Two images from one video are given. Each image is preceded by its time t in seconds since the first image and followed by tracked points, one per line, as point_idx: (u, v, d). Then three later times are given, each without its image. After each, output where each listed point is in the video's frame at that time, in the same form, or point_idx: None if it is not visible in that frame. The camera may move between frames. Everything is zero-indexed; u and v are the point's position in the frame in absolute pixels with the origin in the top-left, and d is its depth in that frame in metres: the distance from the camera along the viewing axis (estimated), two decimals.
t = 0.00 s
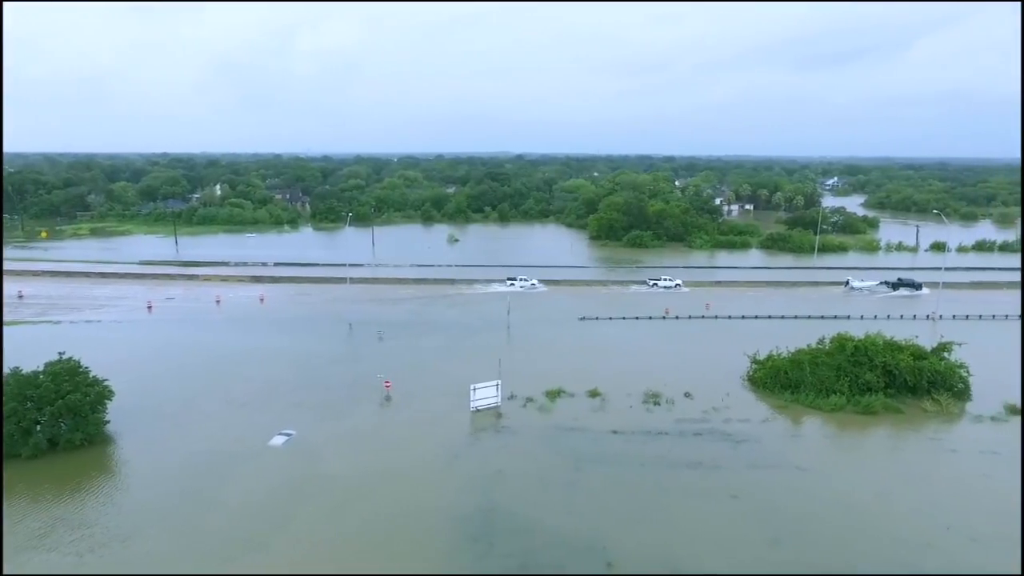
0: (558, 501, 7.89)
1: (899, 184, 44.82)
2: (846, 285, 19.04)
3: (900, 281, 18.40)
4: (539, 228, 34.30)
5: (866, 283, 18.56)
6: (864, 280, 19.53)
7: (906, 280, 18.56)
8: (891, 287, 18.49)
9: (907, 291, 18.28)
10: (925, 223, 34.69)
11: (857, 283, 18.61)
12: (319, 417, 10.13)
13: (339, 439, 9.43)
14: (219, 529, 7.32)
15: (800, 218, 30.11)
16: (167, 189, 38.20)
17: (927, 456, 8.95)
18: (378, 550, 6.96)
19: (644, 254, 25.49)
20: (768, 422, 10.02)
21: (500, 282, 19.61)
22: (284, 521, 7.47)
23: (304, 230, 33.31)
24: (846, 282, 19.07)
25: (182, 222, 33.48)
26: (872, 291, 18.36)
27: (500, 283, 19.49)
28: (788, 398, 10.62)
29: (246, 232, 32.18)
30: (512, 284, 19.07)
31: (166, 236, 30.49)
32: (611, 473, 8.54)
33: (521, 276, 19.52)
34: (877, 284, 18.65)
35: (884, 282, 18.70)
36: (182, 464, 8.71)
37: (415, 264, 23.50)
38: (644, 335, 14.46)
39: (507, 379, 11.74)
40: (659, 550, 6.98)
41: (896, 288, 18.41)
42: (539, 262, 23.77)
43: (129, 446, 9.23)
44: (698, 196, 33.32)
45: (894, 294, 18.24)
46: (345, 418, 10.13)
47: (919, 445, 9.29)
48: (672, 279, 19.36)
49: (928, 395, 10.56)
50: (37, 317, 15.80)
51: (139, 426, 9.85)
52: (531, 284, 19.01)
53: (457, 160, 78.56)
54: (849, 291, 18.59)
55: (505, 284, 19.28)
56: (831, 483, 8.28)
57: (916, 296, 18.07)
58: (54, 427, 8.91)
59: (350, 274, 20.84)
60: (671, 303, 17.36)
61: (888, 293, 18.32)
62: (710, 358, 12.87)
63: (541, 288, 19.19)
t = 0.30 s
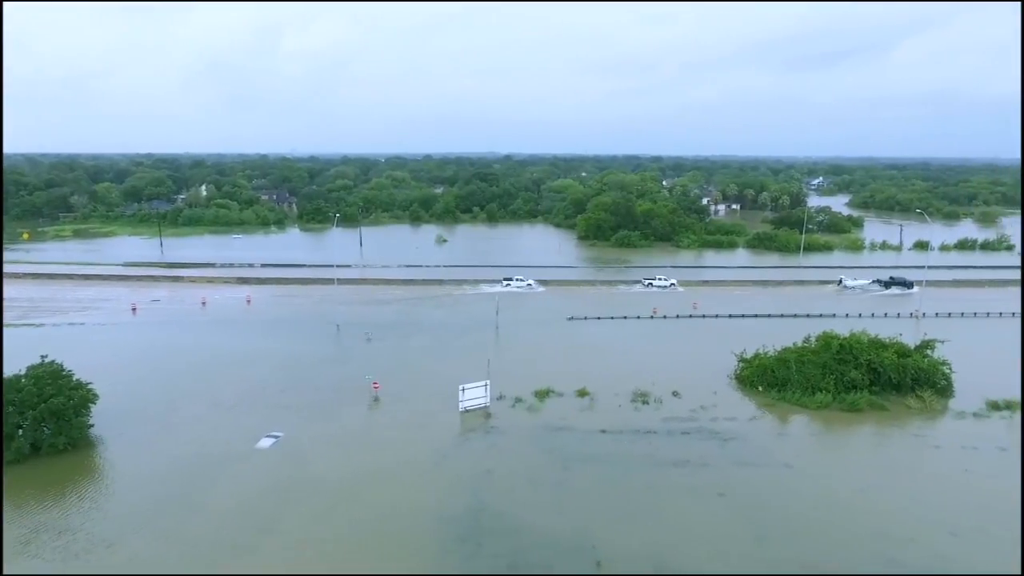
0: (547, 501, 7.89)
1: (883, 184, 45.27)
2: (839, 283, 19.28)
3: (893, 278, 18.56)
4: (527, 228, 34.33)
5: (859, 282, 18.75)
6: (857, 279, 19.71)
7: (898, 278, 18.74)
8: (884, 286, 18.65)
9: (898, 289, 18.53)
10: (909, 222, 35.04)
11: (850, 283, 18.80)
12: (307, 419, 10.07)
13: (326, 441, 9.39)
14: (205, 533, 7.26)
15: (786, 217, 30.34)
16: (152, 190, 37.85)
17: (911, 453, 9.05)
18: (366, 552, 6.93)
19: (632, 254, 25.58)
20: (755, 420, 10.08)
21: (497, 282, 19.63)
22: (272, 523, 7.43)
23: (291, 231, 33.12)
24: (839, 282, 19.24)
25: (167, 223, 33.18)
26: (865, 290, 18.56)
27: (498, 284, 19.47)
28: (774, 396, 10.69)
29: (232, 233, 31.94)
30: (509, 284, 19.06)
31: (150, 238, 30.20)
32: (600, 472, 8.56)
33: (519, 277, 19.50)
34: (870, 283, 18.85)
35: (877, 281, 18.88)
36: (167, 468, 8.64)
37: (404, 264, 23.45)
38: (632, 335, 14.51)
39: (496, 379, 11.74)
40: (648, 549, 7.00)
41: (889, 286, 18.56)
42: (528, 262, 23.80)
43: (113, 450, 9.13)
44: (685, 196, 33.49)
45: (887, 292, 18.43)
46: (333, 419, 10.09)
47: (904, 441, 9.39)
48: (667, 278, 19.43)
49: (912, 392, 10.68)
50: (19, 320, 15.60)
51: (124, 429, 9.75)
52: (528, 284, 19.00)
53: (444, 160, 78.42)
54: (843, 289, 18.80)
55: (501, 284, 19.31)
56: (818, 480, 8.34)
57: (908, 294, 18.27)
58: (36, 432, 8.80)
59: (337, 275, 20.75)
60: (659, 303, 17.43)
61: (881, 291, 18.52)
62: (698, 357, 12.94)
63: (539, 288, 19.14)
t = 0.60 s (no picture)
0: (535, 501, 7.91)
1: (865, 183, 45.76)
2: (831, 282, 19.42)
3: (884, 277, 18.74)
4: (514, 228, 34.33)
5: (851, 281, 18.97)
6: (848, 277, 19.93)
7: (889, 276, 18.90)
8: (875, 284, 18.79)
9: (890, 287, 18.71)
10: (891, 221, 35.43)
11: (842, 280, 19.01)
12: (293, 421, 10.02)
13: (313, 443, 9.35)
14: (191, 538, 7.21)
15: (770, 216, 30.59)
16: (134, 191, 37.44)
17: (894, 449, 9.17)
18: (353, 554, 6.91)
19: (618, 254, 25.67)
20: (741, 418, 10.16)
21: (493, 282, 19.64)
22: (258, 526, 7.39)
23: (276, 232, 32.91)
24: (831, 280, 19.45)
25: (149, 224, 32.84)
26: (856, 289, 18.79)
27: (493, 284, 19.44)
28: (759, 393, 10.78)
29: (216, 234, 31.67)
30: (505, 284, 19.03)
31: (133, 239, 29.88)
32: (587, 471, 8.59)
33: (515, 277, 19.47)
34: (861, 281, 19.06)
35: (868, 279, 19.06)
36: (151, 472, 8.56)
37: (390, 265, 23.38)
38: (619, 334, 14.56)
39: (483, 379, 11.75)
40: (635, 547, 7.04)
41: (880, 285, 18.71)
42: (514, 263, 23.81)
43: (96, 455, 9.03)
44: (671, 196, 33.66)
45: (878, 291, 18.61)
46: (319, 421, 10.04)
47: (887, 437, 9.51)
48: (662, 278, 19.48)
49: (894, 389, 10.81)
50: None
51: (107, 433, 9.65)
52: (523, 284, 18.95)
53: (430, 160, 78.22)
54: (834, 288, 19.03)
55: (498, 284, 19.30)
56: (802, 476, 8.43)
57: (898, 292, 18.45)
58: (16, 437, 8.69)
59: (323, 276, 20.64)
60: (646, 302, 17.51)
61: (871, 289, 18.74)
62: (684, 355, 13.02)
63: (534, 288, 19.09)
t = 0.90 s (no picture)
0: (526, 501, 7.91)
1: (853, 183, 46.13)
2: (827, 282, 19.51)
3: (879, 277, 18.97)
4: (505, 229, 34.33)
5: (847, 280, 19.05)
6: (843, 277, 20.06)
7: (883, 276, 19.13)
8: (870, 284, 18.99)
9: (885, 287, 18.89)
10: (879, 221, 35.71)
11: (838, 279, 19.11)
12: (283, 423, 9.97)
13: (303, 445, 9.31)
14: (180, 541, 7.16)
15: (759, 216, 30.75)
16: (121, 192, 37.14)
17: (882, 446, 9.25)
18: (344, 555, 6.90)
19: (609, 254, 25.72)
20: (730, 417, 10.22)
21: (491, 283, 19.63)
22: (248, 529, 7.36)
23: (265, 233, 32.76)
24: (827, 279, 19.54)
25: (137, 225, 32.59)
26: (853, 288, 18.89)
27: (491, 285, 19.40)
28: (748, 392, 10.84)
29: (205, 235, 31.49)
30: (503, 285, 19.02)
31: (121, 240, 29.66)
32: (577, 471, 8.61)
33: (514, 277, 19.46)
34: (856, 281, 19.18)
35: (863, 278, 19.22)
36: (139, 475, 8.50)
37: (380, 266, 23.33)
38: (609, 334, 14.58)
39: (473, 380, 11.75)
40: (626, 547, 7.06)
41: (875, 284, 18.93)
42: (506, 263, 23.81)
43: (83, 458, 8.96)
44: (661, 196, 33.77)
45: (873, 290, 18.78)
46: (309, 423, 10.01)
47: (875, 435, 9.59)
48: (659, 279, 19.52)
49: (881, 387, 10.90)
50: None
51: (94, 437, 9.57)
52: (521, 283, 18.95)
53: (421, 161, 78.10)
54: (830, 287, 19.12)
55: (496, 286, 19.30)
56: (790, 475, 8.48)
57: (894, 292, 18.62)
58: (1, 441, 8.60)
59: (313, 276, 20.57)
60: (636, 302, 17.55)
61: (867, 289, 18.88)
62: (674, 355, 13.07)
63: (532, 288, 19.10)
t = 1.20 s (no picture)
0: (518, 502, 7.91)
1: (843, 183, 46.43)
2: (825, 281, 19.57)
3: (877, 276, 19.07)
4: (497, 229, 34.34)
5: (845, 280, 19.11)
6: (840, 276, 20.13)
7: (880, 275, 19.24)
8: (867, 283, 19.10)
9: (882, 286, 19.02)
10: (869, 220, 35.93)
11: (836, 279, 19.15)
12: (273, 425, 9.94)
13: (294, 447, 9.27)
14: (169, 545, 7.13)
15: (750, 216, 30.88)
16: (111, 192, 36.89)
17: (871, 445, 9.31)
18: (335, 557, 6.88)
19: (601, 254, 25.76)
20: (721, 416, 10.26)
21: (491, 284, 19.59)
22: (238, 532, 7.33)
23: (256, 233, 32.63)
24: (824, 278, 19.60)
25: (127, 226, 32.38)
26: (851, 288, 18.96)
27: (490, 286, 19.39)
28: (739, 392, 10.89)
29: (196, 236, 31.34)
30: (504, 285, 19.06)
31: (111, 241, 29.47)
32: (569, 471, 8.62)
33: (514, 278, 19.48)
34: (854, 280, 19.24)
35: (860, 278, 19.31)
36: (128, 478, 8.45)
37: (372, 267, 23.27)
38: (601, 334, 14.60)
39: (465, 381, 11.74)
40: (618, 547, 7.07)
41: (873, 284, 19.04)
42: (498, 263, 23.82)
43: (72, 462, 8.90)
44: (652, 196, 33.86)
45: (870, 289, 18.89)
46: (300, 425, 9.98)
47: (864, 434, 9.64)
48: (659, 278, 19.56)
49: (871, 386, 10.97)
50: None
51: (83, 440, 9.51)
52: (521, 285, 18.99)
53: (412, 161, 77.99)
54: (828, 286, 19.18)
55: (496, 287, 19.26)
56: (780, 474, 8.52)
57: (891, 292, 18.75)
58: None
59: (305, 278, 20.52)
60: (628, 302, 17.60)
61: (865, 289, 18.98)
62: (665, 355, 13.11)
63: (532, 288, 19.13)
